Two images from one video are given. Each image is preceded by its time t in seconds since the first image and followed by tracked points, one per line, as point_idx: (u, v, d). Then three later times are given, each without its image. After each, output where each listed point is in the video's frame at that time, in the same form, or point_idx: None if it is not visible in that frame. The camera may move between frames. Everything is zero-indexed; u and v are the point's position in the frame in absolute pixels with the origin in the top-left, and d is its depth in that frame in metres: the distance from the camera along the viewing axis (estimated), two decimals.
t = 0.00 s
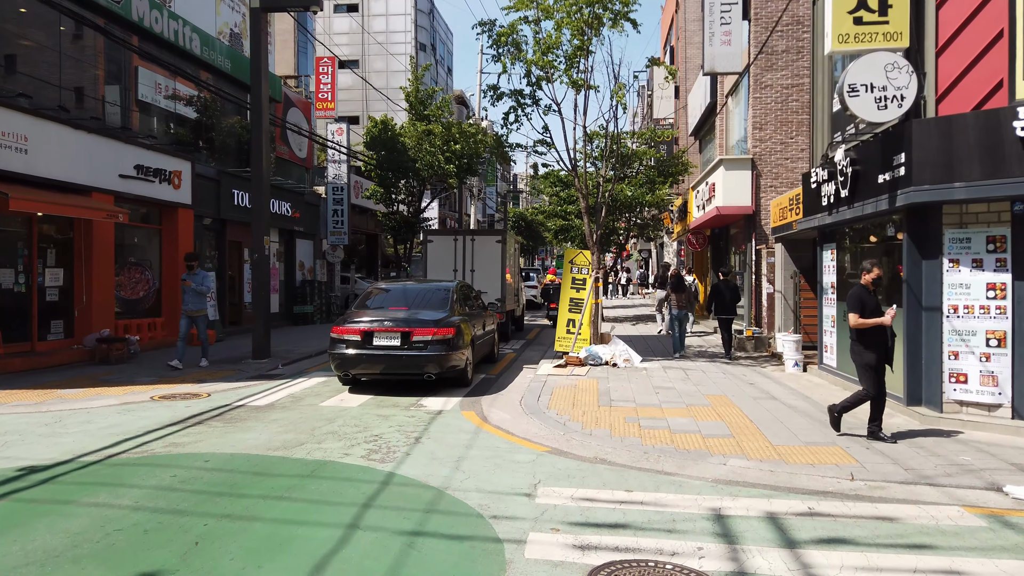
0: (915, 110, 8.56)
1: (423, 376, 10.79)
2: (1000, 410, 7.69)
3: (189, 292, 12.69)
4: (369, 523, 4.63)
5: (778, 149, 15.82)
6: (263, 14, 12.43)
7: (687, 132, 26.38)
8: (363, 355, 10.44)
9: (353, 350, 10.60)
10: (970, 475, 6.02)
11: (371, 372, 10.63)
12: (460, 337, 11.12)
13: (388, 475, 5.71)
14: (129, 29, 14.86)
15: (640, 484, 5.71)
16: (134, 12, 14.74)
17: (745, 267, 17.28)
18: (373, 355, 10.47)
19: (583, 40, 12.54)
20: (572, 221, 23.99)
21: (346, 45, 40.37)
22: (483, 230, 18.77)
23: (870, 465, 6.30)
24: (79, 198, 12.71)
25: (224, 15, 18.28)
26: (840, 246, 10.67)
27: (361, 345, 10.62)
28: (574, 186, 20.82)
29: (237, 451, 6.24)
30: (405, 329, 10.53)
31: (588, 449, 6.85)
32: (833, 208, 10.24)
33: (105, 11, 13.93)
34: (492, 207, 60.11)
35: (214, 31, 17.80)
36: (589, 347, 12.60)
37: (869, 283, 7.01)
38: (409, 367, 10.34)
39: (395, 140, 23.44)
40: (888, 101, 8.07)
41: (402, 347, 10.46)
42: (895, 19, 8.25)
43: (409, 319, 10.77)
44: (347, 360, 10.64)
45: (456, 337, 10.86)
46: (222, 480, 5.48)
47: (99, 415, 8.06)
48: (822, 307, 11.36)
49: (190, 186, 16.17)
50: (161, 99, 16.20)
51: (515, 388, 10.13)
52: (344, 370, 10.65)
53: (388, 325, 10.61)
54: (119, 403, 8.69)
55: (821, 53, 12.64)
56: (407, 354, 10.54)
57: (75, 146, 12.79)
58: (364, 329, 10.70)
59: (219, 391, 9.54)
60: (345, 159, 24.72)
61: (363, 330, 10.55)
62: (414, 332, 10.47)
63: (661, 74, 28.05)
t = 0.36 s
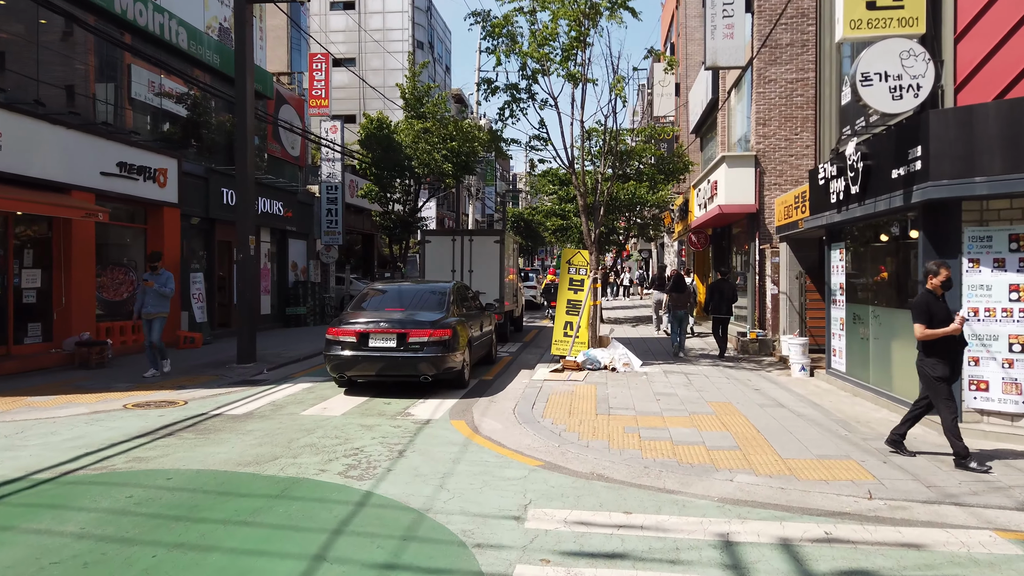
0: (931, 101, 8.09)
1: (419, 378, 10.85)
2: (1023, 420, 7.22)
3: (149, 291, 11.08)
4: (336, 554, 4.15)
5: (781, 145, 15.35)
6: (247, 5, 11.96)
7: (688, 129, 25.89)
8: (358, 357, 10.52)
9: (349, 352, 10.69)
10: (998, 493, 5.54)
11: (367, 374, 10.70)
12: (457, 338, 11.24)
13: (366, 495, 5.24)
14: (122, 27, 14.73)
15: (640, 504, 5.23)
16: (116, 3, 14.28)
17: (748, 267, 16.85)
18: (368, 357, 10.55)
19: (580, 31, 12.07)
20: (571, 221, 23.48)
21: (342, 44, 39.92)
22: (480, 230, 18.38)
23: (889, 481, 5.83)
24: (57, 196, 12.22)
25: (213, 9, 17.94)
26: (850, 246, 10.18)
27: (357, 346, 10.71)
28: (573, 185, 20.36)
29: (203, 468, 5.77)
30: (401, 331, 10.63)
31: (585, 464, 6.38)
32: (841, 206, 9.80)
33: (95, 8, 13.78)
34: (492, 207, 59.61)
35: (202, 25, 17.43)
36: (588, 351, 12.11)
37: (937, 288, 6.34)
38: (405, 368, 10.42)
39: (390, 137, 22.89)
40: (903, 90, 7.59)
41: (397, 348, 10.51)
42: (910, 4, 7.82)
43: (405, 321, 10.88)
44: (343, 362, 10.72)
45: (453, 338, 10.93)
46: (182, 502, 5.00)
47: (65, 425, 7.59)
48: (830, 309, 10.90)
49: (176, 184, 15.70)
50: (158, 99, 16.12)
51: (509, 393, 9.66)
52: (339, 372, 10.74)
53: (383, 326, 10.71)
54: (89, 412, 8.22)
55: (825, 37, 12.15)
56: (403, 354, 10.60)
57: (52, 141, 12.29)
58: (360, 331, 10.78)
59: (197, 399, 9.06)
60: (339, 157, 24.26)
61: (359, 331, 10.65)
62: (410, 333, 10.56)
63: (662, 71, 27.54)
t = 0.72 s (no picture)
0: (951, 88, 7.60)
1: (415, 377, 10.90)
2: None
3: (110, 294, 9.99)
4: None
5: (787, 141, 14.85)
6: None
7: (690, 126, 25.40)
8: (354, 357, 10.58)
9: (345, 352, 10.74)
10: None
11: (363, 374, 10.75)
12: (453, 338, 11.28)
13: (340, 516, 4.75)
14: (116, 23, 14.59)
15: (642, 527, 4.74)
16: None
17: (752, 267, 16.38)
18: (364, 357, 10.59)
19: (580, 20, 11.57)
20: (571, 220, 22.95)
21: (340, 40, 39.43)
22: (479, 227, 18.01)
23: (913, 499, 5.34)
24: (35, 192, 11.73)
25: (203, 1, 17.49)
26: (861, 243, 9.67)
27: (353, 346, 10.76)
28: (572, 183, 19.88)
29: (166, 484, 5.29)
30: (396, 331, 10.66)
31: (582, 478, 5.90)
32: (851, 202, 9.35)
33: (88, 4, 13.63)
34: (491, 206, 59.12)
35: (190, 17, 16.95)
36: (586, 354, 11.63)
37: None
38: (401, 368, 10.47)
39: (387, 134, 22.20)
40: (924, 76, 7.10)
41: (393, 348, 10.58)
42: None
43: (401, 321, 10.90)
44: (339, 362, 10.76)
45: (448, 337, 11.02)
46: (134, 526, 4.51)
47: (29, 434, 7.13)
48: (840, 310, 10.42)
49: (163, 181, 15.22)
50: (151, 95, 15.90)
51: (503, 398, 9.19)
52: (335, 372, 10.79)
53: (379, 326, 10.74)
54: (57, 419, 7.75)
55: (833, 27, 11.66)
56: (399, 354, 10.69)
57: (31, 135, 11.81)
58: (356, 331, 10.82)
59: (174, 405, 8.60)
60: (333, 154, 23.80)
61: (354, 331, 10.71)
62: (406, 333, 10.60)
63: (664, 66, 26.99)
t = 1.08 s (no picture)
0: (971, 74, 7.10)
1: (408, 379, 10.50)
2: None
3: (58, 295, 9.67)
4: None
5: (790, 136, 14.37)
6: None
7: (689, 122, 24.90)
8: (345, 359, 10.21)
9: (336, 353, 10.36)
10: None
11: (354, 376, 10.36)
12: (447, 338, 10.85)
13: (302, 543, 4.25)
14: (103, 18, 14.29)
15: (639, 554, 4.25)
16: None
17: (754, 267, 15.93)
18: (355, 358, 10.22)
19: (574, 9, 11.09)
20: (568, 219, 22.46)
21: (335, 37, 39.03)
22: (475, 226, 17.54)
23: (938, 521, 4.85)
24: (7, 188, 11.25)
25: None
26: (873, 241, 9.17)
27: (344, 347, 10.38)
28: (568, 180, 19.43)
29: (115, 505, 4.79)
30: (389, 331, 10.28)
31: (575, 496, 5.41)
32: (861, 197, 8.87)
33: (78, 0, 13.44)
34: (489, 205, 58.59)
35: (174, 8, 16.44)
36: (582, 357, 11.14)
37: None
38: (393, 370, 10.09)
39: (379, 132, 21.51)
40: (942, 61, 6.60)
41: (385, 349, 10.23)
42: None
43: (393, 321, 10.50)
44: (329, 363, 10.37)
45: (443, 338, 10.63)
46: (69, 555, 4.01)
47: None
48: (848, 311, 9.94)
49: (144, 177, 14.71)
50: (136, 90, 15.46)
51: (493, 405, 8.70)
52: (326, 374, 10.42)
53: (371, 326, 10.37)
54: (16, 428, 7.26)
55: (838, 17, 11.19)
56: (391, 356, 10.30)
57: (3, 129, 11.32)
58: (348, 331, 10.45)
59: (143, 412, 8.11)
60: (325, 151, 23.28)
61: (347, 332, 10.35)
62: (399, 334, 10.23)
63: (663, 63, 26.55)
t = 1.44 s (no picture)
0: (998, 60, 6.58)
1: (402, 384, 10.08)
2: None
3: None
4: None
5: (796, 132, 13.88)
6: None
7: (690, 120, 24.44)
8: (338, 363, 9.81)
9: (327, 357, 9.94)
10: None
11: (346, 381, 9.95)
12: (441, 342, 10.35)
13: None
14: (83, 10, 13.79)
15: None
16: None
17: (757, 268, 15.45)
18: (347, 362, 9.80)
19: None
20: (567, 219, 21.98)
21: (331, 35, 38.60)
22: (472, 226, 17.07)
23: (973, 554, 4.35)
24: None
25: None
26: (886, 241, 8.67)
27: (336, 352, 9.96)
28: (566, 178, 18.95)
29: (54, 537, 4.29)
30: (382, 334, 9.85)
31: (569, 522, 4.91)
32: (875, 194, 8.37)
33: None
34: (487, 205, 58.13)
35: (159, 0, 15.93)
36: (580, 362, 10.66)
37: None
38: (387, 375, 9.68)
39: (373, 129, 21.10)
40: (971, 45, 6.09)
41: (379, 353, 9.83)
42: None
43: (387, 324, 10.06)
44: (321, 368, 9.95)
45: (438, 341, 10.17)
46: None
47: None
48: (859, 314, 9.45)
49: (127, 175, 14.20)
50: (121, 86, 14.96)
51: (485, 415, 8.21)
52: (318, 379, 10.01)
53: (365, 330, 9.95)
54: None
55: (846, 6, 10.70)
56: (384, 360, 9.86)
57: None
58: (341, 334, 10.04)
59: (111, 424, 7.60)
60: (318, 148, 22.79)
61: (339, 335, 9.94)
62: (393, 338, 9.82)
63: (664, 60, 26.09)
